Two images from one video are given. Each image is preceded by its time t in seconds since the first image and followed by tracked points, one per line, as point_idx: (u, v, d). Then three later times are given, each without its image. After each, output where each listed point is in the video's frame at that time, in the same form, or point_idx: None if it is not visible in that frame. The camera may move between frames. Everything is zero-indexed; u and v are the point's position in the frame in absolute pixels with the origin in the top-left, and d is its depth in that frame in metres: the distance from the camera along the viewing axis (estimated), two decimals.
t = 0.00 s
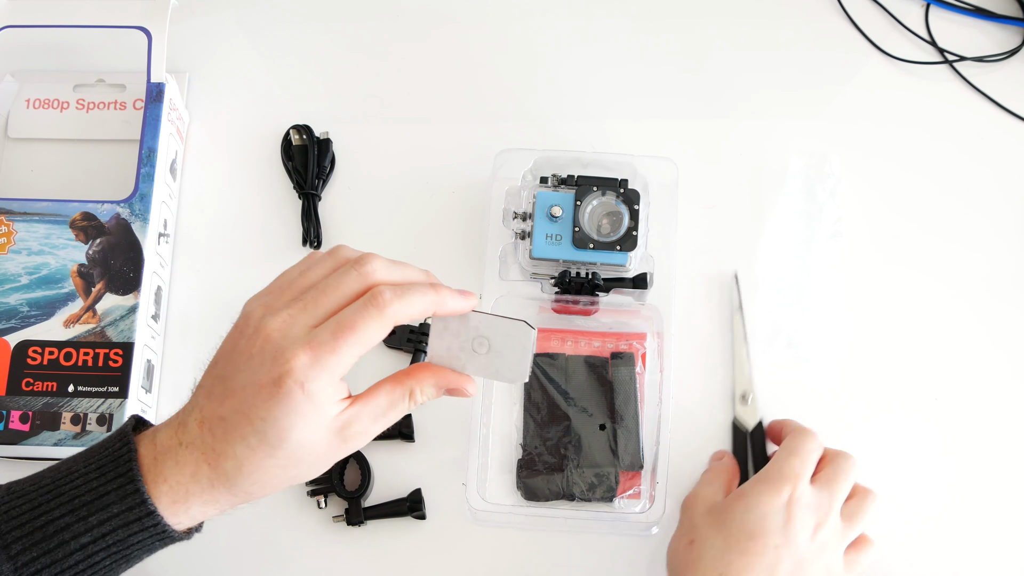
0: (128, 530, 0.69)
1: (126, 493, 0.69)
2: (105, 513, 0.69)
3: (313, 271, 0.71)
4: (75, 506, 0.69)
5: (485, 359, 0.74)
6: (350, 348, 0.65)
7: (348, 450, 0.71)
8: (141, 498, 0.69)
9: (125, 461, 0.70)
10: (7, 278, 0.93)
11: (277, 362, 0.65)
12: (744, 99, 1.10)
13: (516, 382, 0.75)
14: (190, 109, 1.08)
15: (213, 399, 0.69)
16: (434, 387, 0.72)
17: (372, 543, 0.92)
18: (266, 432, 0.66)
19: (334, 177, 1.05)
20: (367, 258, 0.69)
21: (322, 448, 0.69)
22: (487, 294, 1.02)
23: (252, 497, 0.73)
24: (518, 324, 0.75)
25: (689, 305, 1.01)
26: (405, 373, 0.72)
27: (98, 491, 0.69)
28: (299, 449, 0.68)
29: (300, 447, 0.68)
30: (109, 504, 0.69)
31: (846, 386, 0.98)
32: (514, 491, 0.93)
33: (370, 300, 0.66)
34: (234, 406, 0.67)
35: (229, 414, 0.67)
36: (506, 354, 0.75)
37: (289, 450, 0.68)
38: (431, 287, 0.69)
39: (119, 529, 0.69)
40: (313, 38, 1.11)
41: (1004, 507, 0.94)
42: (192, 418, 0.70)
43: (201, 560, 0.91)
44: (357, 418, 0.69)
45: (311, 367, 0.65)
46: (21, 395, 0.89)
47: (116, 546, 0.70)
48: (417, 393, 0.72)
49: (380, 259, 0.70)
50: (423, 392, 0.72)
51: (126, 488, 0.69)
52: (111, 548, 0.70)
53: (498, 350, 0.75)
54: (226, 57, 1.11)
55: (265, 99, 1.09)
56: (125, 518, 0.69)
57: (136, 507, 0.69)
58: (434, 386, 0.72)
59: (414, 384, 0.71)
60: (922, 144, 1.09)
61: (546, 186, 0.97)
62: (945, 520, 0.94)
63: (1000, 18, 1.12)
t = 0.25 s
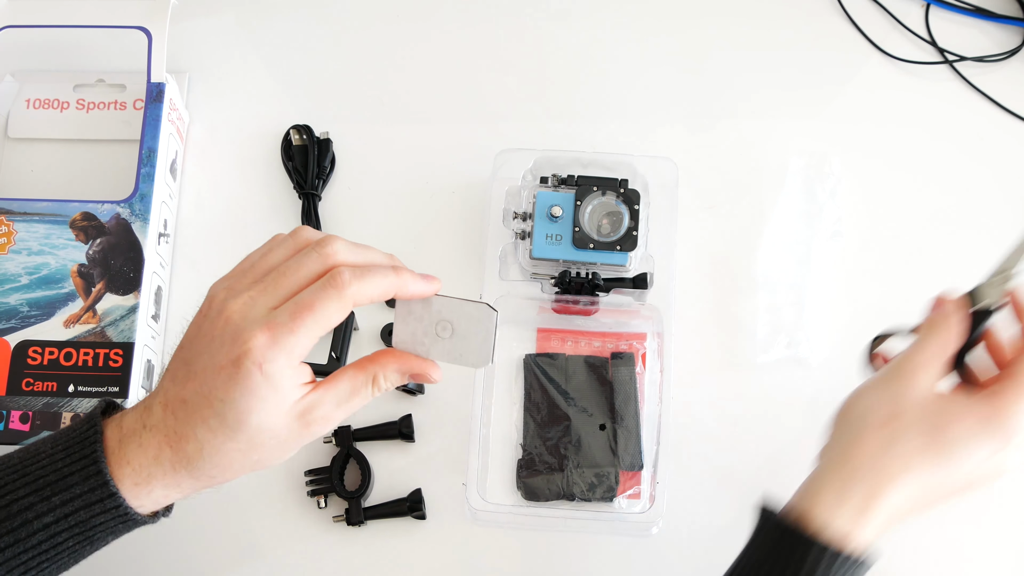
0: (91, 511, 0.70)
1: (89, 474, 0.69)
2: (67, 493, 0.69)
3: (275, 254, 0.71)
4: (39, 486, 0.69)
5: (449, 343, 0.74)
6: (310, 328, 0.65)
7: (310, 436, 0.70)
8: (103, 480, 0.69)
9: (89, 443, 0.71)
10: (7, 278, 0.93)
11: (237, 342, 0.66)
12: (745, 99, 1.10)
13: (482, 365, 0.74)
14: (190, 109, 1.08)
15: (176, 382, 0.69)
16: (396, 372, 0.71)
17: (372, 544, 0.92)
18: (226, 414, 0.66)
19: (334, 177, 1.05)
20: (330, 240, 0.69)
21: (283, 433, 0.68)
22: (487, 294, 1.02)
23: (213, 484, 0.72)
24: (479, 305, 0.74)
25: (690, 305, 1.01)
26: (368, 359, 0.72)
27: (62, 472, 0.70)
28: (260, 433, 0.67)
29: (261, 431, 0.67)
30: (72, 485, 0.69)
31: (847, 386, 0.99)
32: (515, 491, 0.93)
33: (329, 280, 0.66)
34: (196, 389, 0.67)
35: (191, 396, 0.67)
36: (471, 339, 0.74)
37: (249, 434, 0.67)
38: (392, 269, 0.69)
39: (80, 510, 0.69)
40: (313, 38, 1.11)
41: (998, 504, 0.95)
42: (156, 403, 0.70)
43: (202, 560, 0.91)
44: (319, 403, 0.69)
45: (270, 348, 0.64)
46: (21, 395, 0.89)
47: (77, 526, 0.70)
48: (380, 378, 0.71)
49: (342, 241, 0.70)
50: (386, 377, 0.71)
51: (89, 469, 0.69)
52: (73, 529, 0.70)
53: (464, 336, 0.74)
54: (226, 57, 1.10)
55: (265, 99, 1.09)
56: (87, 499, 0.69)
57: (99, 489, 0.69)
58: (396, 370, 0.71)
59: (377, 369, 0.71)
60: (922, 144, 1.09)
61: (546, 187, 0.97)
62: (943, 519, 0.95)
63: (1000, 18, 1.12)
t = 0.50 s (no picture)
0: (89, 501, 0.70)
1: (88, 464, 0.70)
2: (66, 483, 0.69)
3: (279, 247, 0.72)
4: (38, 476, 0.70)
5: (450, 341, 0.74)
6: (314, 324, 0.66)
7: (310, 429, 0.71)
8: (103, 471, 0.70)
9: (88, 433, 0.71)
10: (7, 278, 0.93)
11: (243, 335, 0.66)
12: (745, 99, 1.10)
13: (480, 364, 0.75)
14: (190, 109, 1.08)
15: (179, 373, 0.70)
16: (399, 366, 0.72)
17: (372, 544, 0.92)
18: (230, 406, 0.67)
19: (334, 177, 1.05)
20: (336, 236, 0.69)
21: (285, 425, 0.69)
22: (487, 294, 1.02)
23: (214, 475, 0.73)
24: (484, 306, 0.75)
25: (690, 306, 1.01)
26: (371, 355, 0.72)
27: (60, 462, 0.70)
28: (262, 425, 0.68)
29: (263, 423, 0.68)
30: (71, 473, 0.70)
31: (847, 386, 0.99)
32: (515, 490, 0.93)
33: (335, 276, 0.66)
34: (200, 380, 0.68)
35: (194, 388, 0.68)
36: (472, 337, 0.75)
37: (251, 426, 0.68)
38: (398, 266, 0.69)
39: (78, 499, 0.69)
40: (313, 38, 1.11)
41: (999, 506, 0.96)
42: (158, 393, 0.71)
43: (202, 560, 0.91)
44: (320, 396, 0.69)
45: (275, 341, 0.65)
46: (21, 395, 0.89)
47: (76, 516, 0.70)
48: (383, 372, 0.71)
49: (348, 237, 0.70)
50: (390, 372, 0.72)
51: (88, 458, 0.70)
52: (71, 518, 0.70)
53: (465, 334, 0.74)
54: (226, 57, 1.11)
55: (265, 99, 1.09)
56: (86, 488, 0.70)
57: (98, 479, 0.70)
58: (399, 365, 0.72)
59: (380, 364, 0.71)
60: (922, 144, 1.09)
61: (546, 186, 0.97)
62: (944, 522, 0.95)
63: (999, 18, 1.12)
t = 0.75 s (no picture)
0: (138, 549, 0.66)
1: (137, 512, 0.66)
2: (116, 532, 0.65)
3: (317, 284, 0.71)
4: (85, 524, 0.66)
5: (493, 364, 0.73)
6: (367, 361, 0.66)
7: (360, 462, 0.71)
8: (154, 519, 0.66)
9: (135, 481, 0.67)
10: (7, 278, 0.93)
11: (294, 375, 0.65)
12: (745, 100, 1.10)
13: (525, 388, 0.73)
14: (190, 109, 1.08)
15: (226, 416, 0.68)
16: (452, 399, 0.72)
17: (372, 544, 0.92)
18: (284, 446, 0.66)
19: (334, 177, 1.05)
20: (378, 271, 0.70)
21: (337, 461, 0.69)
22: (487, 294, 1.02)
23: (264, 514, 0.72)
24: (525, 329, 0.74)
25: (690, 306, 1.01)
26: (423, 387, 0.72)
27: (110, 510, 0.66)
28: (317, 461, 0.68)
29: (317, 462, 0.68)
30: (120, 522, 0.66)
31: (846, 386, 0.99)
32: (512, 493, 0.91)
33: (385, 312, 0.66)
34: (249, 422, 0.66)
35: (244, 430, 0.66)
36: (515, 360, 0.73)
37: (306, 466, 0.67)
38: (441, 297, 0.70)
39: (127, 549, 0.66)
40: (313, 38, 1.11)
41: (999, 508, 0.96)
42: (204, 437, 0.68)
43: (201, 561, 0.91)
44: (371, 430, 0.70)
45: (329, 379, 0.65)
46: (21, 395, 0.89)
47: (128, 566, 0.66)
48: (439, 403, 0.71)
49: (389, 271, 0.70)
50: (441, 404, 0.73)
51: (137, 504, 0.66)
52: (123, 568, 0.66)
53: (507, 358, 0.73)
54: (226, 57, 1.10)
55: (265, 99, 1.09)
56: (136, 538, 0.66)
57: (148, 526, 0.66)
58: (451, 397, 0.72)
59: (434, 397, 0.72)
60: (922, 144, 1.09)
61: (546, 186, 0.97)
62: (944, 523, 0.95)
63: (999, 18, 1.12)
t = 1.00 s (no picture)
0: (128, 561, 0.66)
1: (129, 528, 0.66)
2: (106, 545, 0.65)
3: (354, 330, 0.72)
4: (78, 540, 0.66)
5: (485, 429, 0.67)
6: (372, 381, 0.63)
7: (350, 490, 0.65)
8: (143, 530, 0.66)
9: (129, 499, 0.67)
10: (7, 278, 0.93)
11: (297, 382, 0.63)
12: (745, 100, 1.10)
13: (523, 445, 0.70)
14: (190, 109, 1.08)
15: (229, 423, 0.66)
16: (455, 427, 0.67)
17: (372, 544, 0.92)
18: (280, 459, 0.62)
19: (334, 177, 1.05)
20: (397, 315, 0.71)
21: (328, 481, 0.64)
22: (486, 294, 1.01)
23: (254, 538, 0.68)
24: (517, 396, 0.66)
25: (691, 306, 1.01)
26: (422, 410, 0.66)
27: (99, 525, 0.66)
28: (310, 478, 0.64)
29: (308, 476, 0.63)
30: (111, 537, 0.66)
31: (846, 386, 0.99)
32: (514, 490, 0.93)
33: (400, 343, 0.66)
34: (248, 426, 0.64)
35: (244, 435, 0.64)
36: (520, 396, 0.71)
37: (297, 478, 0.63)
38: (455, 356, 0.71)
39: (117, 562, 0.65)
40: (313, 38, 1.11)
41: (999, 508, 0.95)
42: (206, 447, 0.67)
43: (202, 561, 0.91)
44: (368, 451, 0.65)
45: (331, 389, 0.62)
46: (21, 395, 0.89)
47: None
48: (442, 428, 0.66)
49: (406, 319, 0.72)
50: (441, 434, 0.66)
51: (128, 519, 0.66)
52: None
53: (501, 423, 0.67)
54: (226, 57, 1.10)
55: (265, 99, 1.09)
56: (125, 551, 0.65)
57: (137, 539, 0.66)
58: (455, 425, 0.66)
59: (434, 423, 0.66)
60: (923, 144, 1.09)
61: (546, 186, 0.97)
62: (944, 524, 0.95)
63: (1000, 18, 1.12)
